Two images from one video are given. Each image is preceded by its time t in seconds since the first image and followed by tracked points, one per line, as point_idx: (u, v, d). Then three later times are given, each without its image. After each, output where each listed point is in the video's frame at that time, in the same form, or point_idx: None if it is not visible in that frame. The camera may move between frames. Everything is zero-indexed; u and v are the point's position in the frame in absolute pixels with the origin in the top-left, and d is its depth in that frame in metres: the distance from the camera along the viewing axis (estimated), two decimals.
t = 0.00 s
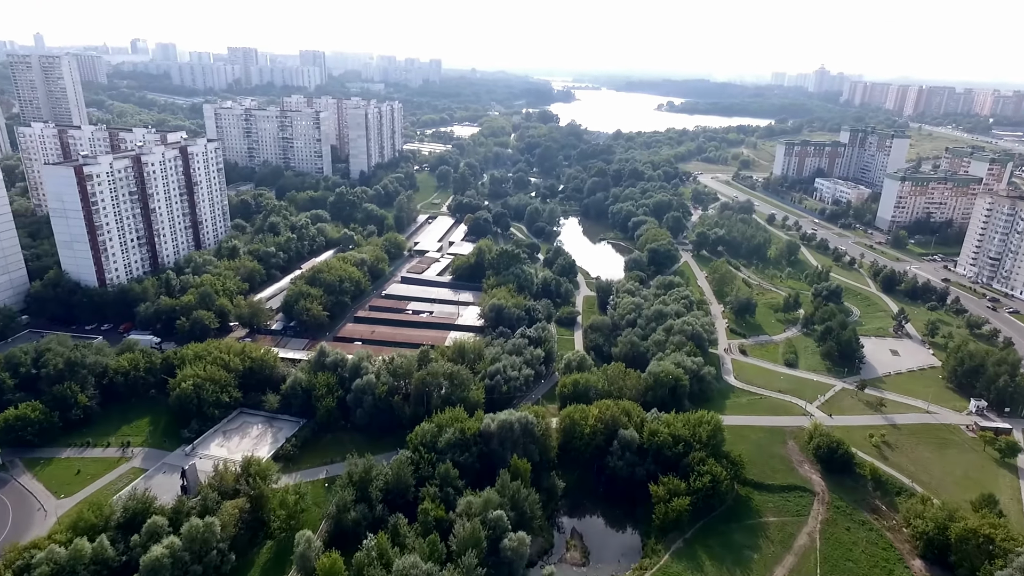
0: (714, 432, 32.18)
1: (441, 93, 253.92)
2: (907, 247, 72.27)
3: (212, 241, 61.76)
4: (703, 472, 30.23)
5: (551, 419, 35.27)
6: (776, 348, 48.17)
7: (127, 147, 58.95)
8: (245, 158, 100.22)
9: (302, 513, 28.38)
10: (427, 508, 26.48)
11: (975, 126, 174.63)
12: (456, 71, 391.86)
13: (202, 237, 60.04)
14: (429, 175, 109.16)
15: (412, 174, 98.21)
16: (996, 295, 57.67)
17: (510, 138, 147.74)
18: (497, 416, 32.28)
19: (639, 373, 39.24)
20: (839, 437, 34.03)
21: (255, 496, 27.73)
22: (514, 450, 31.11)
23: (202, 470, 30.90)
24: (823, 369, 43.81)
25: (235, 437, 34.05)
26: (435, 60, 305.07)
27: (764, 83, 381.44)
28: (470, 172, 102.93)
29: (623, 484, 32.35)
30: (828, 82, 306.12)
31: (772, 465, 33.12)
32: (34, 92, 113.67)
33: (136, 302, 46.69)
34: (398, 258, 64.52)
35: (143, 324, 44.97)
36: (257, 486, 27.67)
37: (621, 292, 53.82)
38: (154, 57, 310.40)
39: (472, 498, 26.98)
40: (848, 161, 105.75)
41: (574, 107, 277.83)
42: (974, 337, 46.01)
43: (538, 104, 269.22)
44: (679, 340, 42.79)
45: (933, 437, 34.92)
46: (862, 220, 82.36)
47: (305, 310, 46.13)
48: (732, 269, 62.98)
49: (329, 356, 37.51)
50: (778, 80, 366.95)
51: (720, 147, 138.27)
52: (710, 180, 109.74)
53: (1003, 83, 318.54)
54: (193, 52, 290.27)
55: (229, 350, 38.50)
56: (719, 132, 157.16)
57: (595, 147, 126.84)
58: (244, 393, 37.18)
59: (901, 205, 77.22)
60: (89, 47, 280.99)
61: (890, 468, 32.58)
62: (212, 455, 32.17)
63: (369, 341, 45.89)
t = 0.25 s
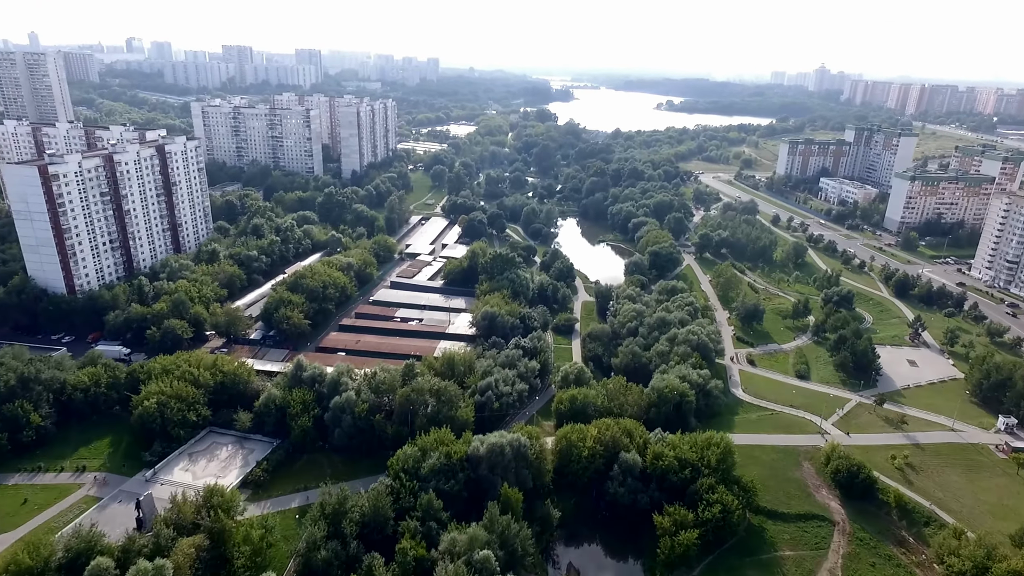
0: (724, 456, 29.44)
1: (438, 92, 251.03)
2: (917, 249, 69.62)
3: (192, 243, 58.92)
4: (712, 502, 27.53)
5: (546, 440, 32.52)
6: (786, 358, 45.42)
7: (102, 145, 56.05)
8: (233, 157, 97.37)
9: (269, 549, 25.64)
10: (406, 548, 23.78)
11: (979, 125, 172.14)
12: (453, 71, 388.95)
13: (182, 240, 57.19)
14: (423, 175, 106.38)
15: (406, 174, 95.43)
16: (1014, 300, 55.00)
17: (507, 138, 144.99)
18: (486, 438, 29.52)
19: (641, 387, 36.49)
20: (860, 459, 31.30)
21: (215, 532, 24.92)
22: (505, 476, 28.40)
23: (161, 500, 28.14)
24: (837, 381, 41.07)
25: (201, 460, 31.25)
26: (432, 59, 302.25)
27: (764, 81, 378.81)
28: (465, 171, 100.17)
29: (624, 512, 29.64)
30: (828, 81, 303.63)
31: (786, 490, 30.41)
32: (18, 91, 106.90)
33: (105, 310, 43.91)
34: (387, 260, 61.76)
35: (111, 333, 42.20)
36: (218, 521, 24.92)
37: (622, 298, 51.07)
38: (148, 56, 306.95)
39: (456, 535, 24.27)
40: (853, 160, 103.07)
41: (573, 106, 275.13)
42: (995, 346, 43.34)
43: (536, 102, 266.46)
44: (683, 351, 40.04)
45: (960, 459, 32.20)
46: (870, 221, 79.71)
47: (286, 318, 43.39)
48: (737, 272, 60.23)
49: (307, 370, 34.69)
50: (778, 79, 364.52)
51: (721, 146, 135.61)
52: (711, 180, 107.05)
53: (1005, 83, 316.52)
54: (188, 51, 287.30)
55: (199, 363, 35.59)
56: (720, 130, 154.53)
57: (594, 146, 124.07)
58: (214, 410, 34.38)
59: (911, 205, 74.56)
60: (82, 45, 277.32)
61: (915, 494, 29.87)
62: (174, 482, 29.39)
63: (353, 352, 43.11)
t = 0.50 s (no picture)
0: (733, 485, 26.79)
1: (432, 91, 247.94)
2: (924, 252, 67.24)
3: (166, 248, 55.95)
4: (722, 539, 24.84)
5: (538, 467, 29.74)
6: (795, 370, 42.78)
7: (70, 145, 53.09)
8: (217, 158, 94.26)
9: None
10: None
11: (978, 124, 170.64)
12: (448, 71, 386.00)
13: (154, 245, 54.24)
14: (414, 175, 103.54)
15: (396, 174, 92.59)
16: None
17: (501, 137, 142.27)
18: (472, 467, 26.74)
19: (641, 406, 33.81)
20: (880, 486, 28.68)
21: None
22: (492, 510, 25.72)
23: (108, 540, 25.30)
24: (849, 395, 38.49)
25: (157, 490, 28.34)
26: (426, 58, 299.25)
27: (759, 81, 377.66)
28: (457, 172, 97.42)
29: (624, 548, 26.92)
30: (824, 81, 302.16)
31: (801, 521, 27.76)
32: None
33: (66, 322, 40.99)
34: (374, 266, 58.87)
35: (71, 347, 39.27)
36: (166, 567, 22.12)
37: (619, 306, 48.37)
38: (138, 55, 302.20)
39: None
40: (854, 159, 100.81)
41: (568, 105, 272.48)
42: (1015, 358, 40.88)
43: (531, 102, 263.91)
44: (686, 364, 37.34)
45: (988, 484, 29.63)
46: (873, 223, 77.38)
47: (259, 329, 40.54)
48: (738, 277, 57.66)
49: (277, 389, 31.79)
50: (773, 79, 363.44)
51: (719, 146, 133.23)
52: (709, 180, 104.60)
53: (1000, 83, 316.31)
54: (177, 51, 283.35)
55: (160, 381, 32.59)
56: (718, 130, 152.23)
57: (589, 145, 121.46)
58: (176, 433, 31.48)
59: (916, 207, 72.22)
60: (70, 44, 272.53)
61: (942, 525, 27.24)
62: (124, 518, 26.50)
63: (332, 366, 40.30)
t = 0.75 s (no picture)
0: (747, 521, 24.12)
1: (426, 90, 244.78)
2: (934, 255, 64.72)
3: (140, 253, 53.02)
4: None
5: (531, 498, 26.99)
6: (806, 383, 40.07)
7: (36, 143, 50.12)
8: (202, 157, 91.34)
9: None
10: None
11: (979, 123, 168.50)
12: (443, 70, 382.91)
13: (126, 249, 51.32)
14: (406, 175, 100.68)
15: (386, 174, 89.74)
16: None
17: (496, 136, 139.44)
18: (457, 501, 23.98)
19: (643, 426, 31.09)
20: (907, 518, 26.04)
21: None
22: (479, 551, 23.00)
23: None
24: (865, 412, 35.87)
25: (107, 526, 25.57)
26: (421, 57, 295.97)
27: (756, 79, 375.59)
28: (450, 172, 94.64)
29: None
30: (821, 80, 300.29)
31: (821, 558, 25.10)
32: None
33: (23, 333, 38.03)
34: (360, 271, 56.06)
35: (27, 362, 36.37)
36: None
37: (618, 313, 45.63)
38: (129, 53, 297.97)
39: None
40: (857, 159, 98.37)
41: (564, 104, 269.68)
42: None
43: (527, 101, 261.06)
44: (691, 379, 34.62)
45: None
46: (880, 224, 74.89)
47: (231, 340, 37.77)
48: (742, 281, 55.01)
49: (246, 410, 28.86)
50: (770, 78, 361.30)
51: (718, 145, 130.68)
52: (709, 180, 102.04)
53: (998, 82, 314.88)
54: (169, 49, 279.36)
55: (117, 402, 29.61)
56: (716, 129, 149.67)
57: (586, 144, 118.73)
58: (132, 460, 28.66)
59: (924, 207, 69.76)
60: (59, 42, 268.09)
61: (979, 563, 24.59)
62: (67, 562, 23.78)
63: (311, 381, 37.47)
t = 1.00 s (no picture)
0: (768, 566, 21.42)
1: (422, 89, 241.80)
2: (946, 258, 62.13)
3: (113, 259, 50.03)
4: None
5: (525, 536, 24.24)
6: (820, 398, 37.39)
7: None
8: (187, 158, 88.43)
9: None
10: None
11: (980, 122, 166.36)
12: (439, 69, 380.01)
13: (97, 256, 48.35)
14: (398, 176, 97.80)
15: (377, 175, 86.90)
16: None
17: (492, 136, 136.68)
18: (441, 544, 21.21)
19: (648, 451, 28.34)
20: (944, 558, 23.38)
21: None
22: None
23: None
24: (887, 431, 33.21)
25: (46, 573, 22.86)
26: (416, 56, 293.05)
27: (753, 79, 373.64)
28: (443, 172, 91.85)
29: None
30: (819, 79, 298.14)
31: None
32: None
33: None
34: (346, 278, 53.18)
35: None
36: None
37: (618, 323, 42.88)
38: (121, 52, 294.58)
39: None
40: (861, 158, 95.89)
41: (561, 104, 267.00)
42: None
43: (523, 100, 258.34)
44: (701, 397, 31.84)
45: None
46: (888, 226, 72.32)
47: (201, 355, 34.91)
48: (748, 287, 52.34)
49: (210, 437, 25.82)
50: (767, 77, 359.24)
51: (718, 145, 128.14)
52: (709, 180, 99.41)
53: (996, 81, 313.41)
54: (161, 48, 276.06)
55: (66, 428, 26.39)
56: (716, 128, 147.16)
57: (583, 144, 116.05)
58: (79, 494, 25.83)
59: (935, 208, 67.22)
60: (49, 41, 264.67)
61: None
62: None
63: (287, 399, 34.61)
